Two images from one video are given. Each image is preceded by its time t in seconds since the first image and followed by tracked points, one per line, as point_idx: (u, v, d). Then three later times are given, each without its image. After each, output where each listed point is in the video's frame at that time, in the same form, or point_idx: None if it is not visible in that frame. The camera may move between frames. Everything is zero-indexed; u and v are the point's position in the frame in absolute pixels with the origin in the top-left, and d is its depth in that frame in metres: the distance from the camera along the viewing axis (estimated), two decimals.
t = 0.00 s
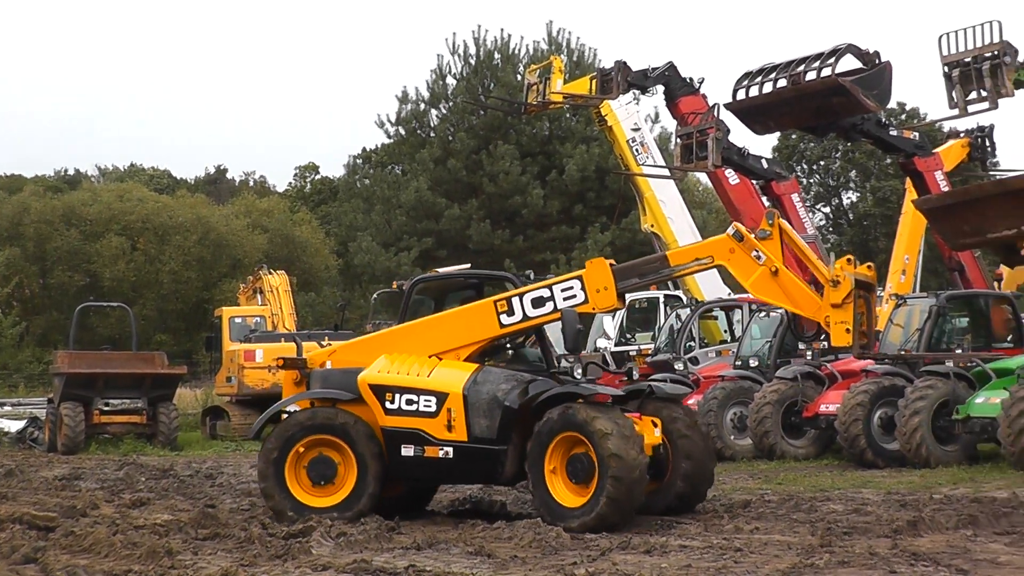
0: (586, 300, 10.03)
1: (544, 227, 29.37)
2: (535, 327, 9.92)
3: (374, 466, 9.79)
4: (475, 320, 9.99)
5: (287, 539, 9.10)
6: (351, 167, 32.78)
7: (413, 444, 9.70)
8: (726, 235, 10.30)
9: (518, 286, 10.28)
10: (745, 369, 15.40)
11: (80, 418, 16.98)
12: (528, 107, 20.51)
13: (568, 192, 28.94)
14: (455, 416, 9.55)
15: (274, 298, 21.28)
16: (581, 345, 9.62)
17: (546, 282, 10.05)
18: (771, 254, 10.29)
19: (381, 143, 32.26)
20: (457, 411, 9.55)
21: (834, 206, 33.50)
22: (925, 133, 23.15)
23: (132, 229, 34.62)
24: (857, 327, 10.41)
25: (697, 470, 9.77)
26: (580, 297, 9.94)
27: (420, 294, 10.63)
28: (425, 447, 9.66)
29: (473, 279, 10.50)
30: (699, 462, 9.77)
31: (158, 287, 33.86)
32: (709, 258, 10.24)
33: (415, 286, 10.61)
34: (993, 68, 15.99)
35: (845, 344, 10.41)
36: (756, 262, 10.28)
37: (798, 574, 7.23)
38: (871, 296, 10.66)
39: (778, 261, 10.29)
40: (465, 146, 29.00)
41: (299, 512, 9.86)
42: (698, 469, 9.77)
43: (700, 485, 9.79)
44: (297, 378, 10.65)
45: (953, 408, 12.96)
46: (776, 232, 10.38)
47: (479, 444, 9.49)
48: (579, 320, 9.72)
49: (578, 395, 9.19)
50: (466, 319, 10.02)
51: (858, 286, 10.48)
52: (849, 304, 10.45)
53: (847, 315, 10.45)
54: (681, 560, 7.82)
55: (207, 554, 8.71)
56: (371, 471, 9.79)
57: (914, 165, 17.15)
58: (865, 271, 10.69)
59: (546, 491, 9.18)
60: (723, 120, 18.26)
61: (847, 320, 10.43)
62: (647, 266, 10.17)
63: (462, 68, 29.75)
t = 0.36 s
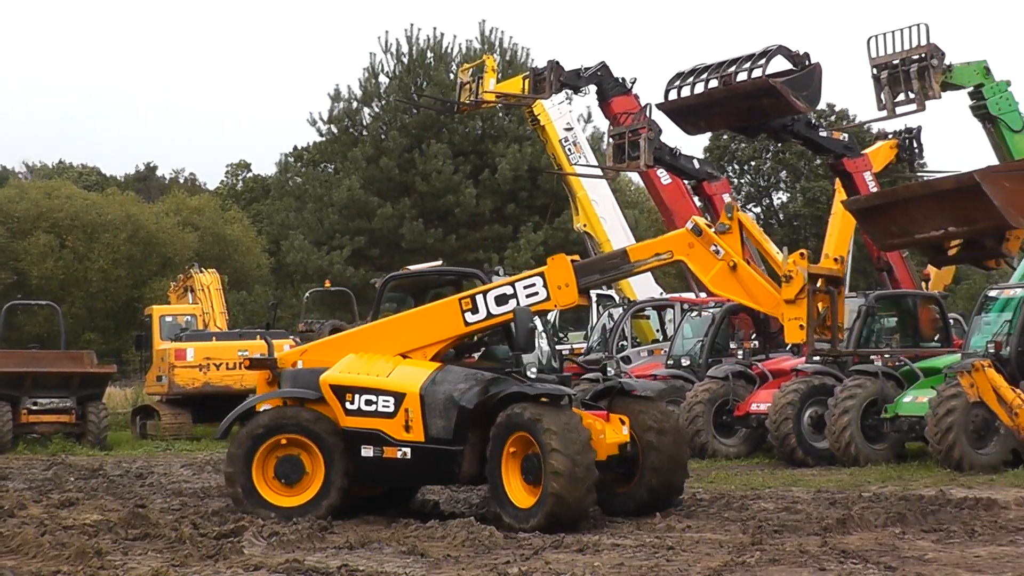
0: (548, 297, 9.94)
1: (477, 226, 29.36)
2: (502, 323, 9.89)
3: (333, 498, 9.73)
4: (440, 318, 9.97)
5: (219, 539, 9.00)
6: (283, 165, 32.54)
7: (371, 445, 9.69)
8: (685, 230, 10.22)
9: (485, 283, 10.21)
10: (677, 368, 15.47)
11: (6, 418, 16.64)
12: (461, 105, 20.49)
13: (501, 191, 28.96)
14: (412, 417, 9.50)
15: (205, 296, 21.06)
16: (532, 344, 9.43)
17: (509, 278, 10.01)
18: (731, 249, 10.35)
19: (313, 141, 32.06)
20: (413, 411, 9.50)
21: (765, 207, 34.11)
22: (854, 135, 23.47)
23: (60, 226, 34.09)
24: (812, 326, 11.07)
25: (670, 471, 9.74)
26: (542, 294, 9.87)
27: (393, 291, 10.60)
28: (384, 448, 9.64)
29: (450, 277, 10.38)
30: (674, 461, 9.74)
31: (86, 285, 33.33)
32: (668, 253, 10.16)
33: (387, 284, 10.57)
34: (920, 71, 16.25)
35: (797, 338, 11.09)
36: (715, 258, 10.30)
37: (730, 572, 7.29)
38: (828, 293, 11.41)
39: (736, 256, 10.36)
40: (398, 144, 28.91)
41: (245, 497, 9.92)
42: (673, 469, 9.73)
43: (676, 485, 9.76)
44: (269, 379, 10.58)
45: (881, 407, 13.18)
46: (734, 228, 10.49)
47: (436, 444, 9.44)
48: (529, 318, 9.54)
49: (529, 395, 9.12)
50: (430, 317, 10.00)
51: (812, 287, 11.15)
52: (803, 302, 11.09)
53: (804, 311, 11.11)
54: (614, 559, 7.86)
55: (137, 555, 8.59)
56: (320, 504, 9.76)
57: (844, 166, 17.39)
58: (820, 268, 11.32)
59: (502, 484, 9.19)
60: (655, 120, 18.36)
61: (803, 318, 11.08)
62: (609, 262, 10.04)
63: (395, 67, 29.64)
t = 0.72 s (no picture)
0: (566, 294, 9.86)
1: (472, 224, 29.36)
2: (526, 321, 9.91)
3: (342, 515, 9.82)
4: (464, 316, 10.01)
5: (214, 538, 8.99)
6: (279, 164, 32.54)
7: (389, 445, 9.70)
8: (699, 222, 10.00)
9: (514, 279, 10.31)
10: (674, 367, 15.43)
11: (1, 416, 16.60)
12: (456, 105, 20.50)
13: (496, 190, 28.96)
14: (426, 417, 9.49)
15: (201, 294, 21.05)
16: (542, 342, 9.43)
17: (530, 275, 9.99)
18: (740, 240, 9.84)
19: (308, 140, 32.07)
20: (428, 411, 9.48)
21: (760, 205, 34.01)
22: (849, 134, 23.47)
23: (55, 225, 34.08)
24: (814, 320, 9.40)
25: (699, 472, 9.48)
26: (560, 290, 9.78)
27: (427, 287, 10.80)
28: (401, 448, 9.65)
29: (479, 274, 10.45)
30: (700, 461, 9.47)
31: (81, 283, 33.31)
32: (683, 246, 9.98)
33: (422, 282, 10.75)
34: (915, 70, 16.25)
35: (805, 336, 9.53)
36: (728, 250, 9.89)
37: (725, 571, 7.30)
38: (840, 283, 9.42)
39: (747, 248, 9.82)
40: (393, 143, 28.89)
41: (262, 470, 10.00)
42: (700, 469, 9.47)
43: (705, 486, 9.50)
44: (308, 378, 10.83)
45: (877, 406, 13.20)
46: (748, 218, 9.96)
47: (449, 444, 9.43)
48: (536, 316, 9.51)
49: (534, 395, 9.02)
50: (455, 316, 10.03)
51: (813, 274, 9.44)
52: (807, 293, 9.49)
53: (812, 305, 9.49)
54: (610, 558, 7.87)
55: (133, 553, 8.58)
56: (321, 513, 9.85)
57: (838, 165, 17.39)
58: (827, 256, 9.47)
59: (516, 482, 9.22)
60: (650, 119, 18.36)
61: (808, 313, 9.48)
62: (623, 256, 9.92)
63: (390, 65, 29.63)
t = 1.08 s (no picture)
0: (561, 290, 9.65)
1: (443, 224, 29.31)
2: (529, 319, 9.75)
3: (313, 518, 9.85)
4: (465, 313, 9.90)
5: (183, 538, 8.94)
6: (249, 163, 32.42)
7: (382, 441, 9.64)
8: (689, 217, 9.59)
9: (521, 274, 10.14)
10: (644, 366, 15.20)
11: None
12: (427, 104, 20.52)
13: (467, 190, 28.93)
14: (416, 413, 9.43)
15: (170, 294, 20.94)
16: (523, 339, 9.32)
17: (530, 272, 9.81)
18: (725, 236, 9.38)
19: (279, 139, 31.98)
20: (418, 408, 9.42)
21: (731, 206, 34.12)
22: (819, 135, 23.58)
23: (23, 224, 33.82)
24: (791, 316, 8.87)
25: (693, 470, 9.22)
26: (554, 288, 9.58)
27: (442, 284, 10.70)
28: (392, 444, 9.59)
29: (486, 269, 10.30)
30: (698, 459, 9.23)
31: (49, 283, 33.07)
32: (671, 242, 9.61)
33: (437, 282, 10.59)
34: (884, 71, 16.34)
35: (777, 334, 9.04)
36: (713, 246, 9.44)
37: (694, 571, 7.31)
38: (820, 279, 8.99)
39: (732, 243, 9.37)
40: (365, 142, 28.79)
41: (270, 445, 9.99)
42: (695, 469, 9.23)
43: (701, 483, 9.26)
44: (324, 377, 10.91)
45: (846, 406, 13.28)
46: (736, 211, 9.44)
47: (437, 441, 9.36)
48: (519, 312, 9.40)
49: (511, 392, 8.98)
50: (457, 313, 9.91)
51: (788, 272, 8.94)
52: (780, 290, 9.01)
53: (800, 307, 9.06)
54: (580, 557, 7.87)
55: (100, 554, 8.52)
56: (295, 510, 9.86)
57: (808, 165, 17.48)
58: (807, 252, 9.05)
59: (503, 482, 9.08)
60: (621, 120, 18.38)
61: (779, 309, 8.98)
62: (614, 253, 9.69)
63: (362, 65, 29.57)
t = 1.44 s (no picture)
0: (538, 286, 9.63)
1: (406, 223, 29.24)
2: (512, 314, 9.73)
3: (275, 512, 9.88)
4: (451, 308, 9.86)
5: (143, 538, 8.84)
6: (211, 160, 32.22)
7: (361, 439, 9.44)
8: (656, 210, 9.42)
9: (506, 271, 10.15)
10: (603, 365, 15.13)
11: None
12: (390, 102, 20.57)
13: (430, 189, 28.85)
14: (393, 411, 9.24)
15: (131, 292, 20.76)
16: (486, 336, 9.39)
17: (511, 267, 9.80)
18: (688, 228, 9.17)
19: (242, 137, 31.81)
20: (394, 405, 9.23)
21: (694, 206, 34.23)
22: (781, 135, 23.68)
23: None
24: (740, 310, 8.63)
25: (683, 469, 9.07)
26: (530, 282, 9.56)
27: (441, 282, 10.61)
28: (371, 442, 9.37)
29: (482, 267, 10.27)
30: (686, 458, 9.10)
31: (9, 282, 32.70)
32: (639, 236, 9.49)
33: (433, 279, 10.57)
34: (846, 72, 16.42)
35: (730, 328, 8.80)
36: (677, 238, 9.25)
37: (656, 570, 7.31)
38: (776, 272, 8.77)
39: (695, 236, 9.15)
40: (327, 141, 28.64)
41: (278, 428, 9.95)
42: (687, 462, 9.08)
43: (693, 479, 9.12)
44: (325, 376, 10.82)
45: (807, 405, 13.35)
46: (701, 203, 9.23)
47: (412, 439, 9.16)
48: (485, 307, 9.48)
49: (475, 389, 8.86)
50: (445, 309, 9.89)
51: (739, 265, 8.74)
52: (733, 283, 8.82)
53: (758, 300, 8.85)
54: (541, 556, 7.85)
55: (59, 554, 8.41)
56: (266, 498, 9.88)
57: (771, 166, 17.56)
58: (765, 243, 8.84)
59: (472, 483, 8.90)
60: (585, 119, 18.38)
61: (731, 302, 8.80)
62: (588, 246, 9.63)
63: (325, 63, 29.44)
